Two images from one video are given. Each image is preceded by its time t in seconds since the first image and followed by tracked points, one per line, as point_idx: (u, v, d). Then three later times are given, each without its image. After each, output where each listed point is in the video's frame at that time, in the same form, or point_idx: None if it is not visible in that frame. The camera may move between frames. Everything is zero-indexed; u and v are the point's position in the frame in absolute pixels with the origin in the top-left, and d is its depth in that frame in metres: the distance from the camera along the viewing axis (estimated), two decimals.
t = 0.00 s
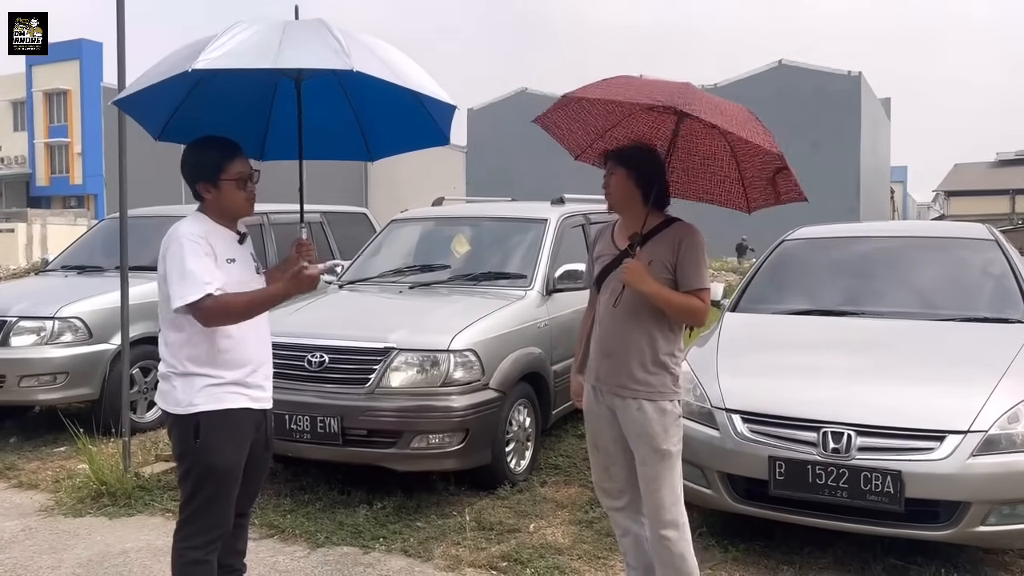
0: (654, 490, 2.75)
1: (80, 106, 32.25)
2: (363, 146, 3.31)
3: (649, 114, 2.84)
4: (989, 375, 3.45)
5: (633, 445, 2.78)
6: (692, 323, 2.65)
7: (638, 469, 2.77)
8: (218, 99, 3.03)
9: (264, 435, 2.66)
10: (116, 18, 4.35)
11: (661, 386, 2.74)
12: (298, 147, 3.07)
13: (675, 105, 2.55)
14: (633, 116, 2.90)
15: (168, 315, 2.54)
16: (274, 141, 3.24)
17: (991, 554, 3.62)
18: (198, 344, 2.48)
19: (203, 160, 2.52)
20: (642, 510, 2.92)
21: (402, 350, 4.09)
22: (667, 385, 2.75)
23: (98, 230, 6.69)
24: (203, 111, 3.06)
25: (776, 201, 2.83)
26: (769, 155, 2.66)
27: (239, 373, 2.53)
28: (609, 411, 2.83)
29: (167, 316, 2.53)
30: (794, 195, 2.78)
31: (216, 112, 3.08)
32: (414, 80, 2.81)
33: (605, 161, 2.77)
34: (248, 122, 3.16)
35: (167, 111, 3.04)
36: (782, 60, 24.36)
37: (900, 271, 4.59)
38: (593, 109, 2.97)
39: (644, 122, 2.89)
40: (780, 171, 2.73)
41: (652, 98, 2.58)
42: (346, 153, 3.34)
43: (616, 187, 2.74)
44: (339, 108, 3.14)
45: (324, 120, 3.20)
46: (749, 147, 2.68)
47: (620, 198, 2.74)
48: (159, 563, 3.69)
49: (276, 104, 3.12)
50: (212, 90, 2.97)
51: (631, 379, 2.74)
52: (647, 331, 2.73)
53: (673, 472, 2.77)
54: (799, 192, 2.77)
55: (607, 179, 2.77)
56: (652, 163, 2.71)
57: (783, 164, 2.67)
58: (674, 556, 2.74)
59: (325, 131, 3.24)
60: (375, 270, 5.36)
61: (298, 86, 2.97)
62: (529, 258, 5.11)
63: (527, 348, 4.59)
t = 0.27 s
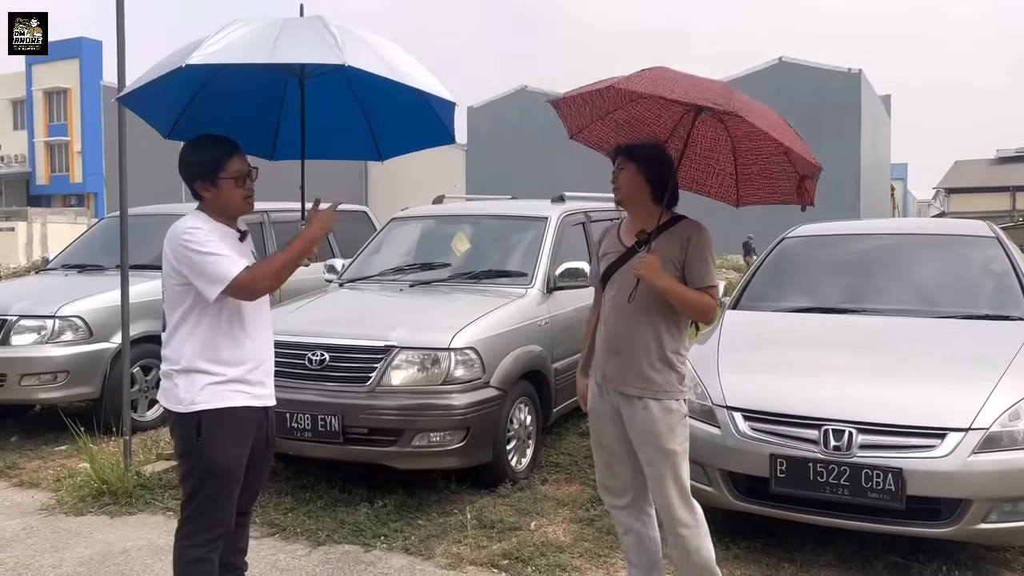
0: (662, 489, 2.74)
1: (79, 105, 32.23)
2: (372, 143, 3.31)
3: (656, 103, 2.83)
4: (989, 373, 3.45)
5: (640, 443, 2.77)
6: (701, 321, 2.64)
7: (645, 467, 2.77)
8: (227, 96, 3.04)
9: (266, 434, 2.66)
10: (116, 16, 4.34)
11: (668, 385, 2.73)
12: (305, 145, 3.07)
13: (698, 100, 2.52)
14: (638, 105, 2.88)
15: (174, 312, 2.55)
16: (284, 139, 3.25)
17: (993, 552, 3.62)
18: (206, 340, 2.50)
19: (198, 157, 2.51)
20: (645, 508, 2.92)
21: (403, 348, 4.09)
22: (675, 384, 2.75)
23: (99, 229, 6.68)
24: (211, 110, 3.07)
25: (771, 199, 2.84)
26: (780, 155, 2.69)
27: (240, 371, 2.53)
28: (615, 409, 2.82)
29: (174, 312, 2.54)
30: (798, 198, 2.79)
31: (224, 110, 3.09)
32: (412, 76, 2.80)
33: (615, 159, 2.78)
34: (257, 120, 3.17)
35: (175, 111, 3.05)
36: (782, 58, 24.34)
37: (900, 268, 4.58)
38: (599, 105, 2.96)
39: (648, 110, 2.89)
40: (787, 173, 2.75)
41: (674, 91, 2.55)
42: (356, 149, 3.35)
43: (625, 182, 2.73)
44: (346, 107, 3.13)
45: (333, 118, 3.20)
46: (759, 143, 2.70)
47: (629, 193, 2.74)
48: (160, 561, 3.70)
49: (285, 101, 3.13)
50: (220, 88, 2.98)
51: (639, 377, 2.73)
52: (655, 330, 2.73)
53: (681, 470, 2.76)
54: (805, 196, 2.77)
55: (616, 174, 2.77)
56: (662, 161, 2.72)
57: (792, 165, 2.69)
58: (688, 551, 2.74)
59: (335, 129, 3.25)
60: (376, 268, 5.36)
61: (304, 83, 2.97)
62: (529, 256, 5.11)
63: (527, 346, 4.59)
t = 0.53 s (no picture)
0: (679, 487, 2.76)
1: (78, 105, 32.22)
2: (374, 145, 3.30)
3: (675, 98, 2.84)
4: (987, 370, 3.45)
5: (657, 441, 2.78)
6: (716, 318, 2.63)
7: (662, 464, 2.78)
8: (229, 97, 3.04)
9: (267, 433, 2.66)
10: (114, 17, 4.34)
11: (685, 384, 2.74)
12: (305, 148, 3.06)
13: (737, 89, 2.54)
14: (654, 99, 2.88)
15: (174, 312, 2.55)
16: (285, 142, 3.24)
17: (991, 549, 3.63)
18: (206, 341, 2.50)
19: (203, 158, 2.51)
20: (653, 507, 2.92)
21: (401, 347, 4.09)
22: (692, 383, 2.75)
23: (98, 229, 6.68)
24: (213, 110, 3.07)
25: (778, 202, 2.86)
26: (799, 156, 2.75)
27: (243, 370, 2.53)
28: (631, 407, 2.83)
29: (176, 311, 2.54)
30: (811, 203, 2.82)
31: (227, 111, 3.09)
32: (412, 80, 2.81)
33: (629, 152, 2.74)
34: (259, 122, 3.16)
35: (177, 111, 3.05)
36: (781, 56, 24.34)
37: (899, 266, 4.59)
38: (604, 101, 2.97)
39: (663, 105, 2.90)
40: (802, 176, 2.79)
41: (712, 79, 2.57)
42: (357, 152, 3.33)
43: (638, 178, 2.72)
44: (348, 108, 3.13)
45: (335, 120, 3.19)
46: (779, 143, 2.75)
47: (643, 188, 2.72)
48: (160, 561, 3.70)
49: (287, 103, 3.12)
50: (222, 87, 2.98)
51: (657, 377, 2.73)
52: (672, 328, 2.73)
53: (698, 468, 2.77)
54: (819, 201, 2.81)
55: (629, 169, 2.75)
56: (677, 158, 2.71)
57: (810, 167, 2.74)
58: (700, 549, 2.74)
59: (337, 131, 3.24)
60: (375, 267, 5.36)
61: (306, 84, 2.97)
62: (528, 255, 5.11)
63: (527, 345, 4.59)
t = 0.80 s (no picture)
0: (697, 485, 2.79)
1: (75, 105, 32.19)
2: (373, 147, 3.31)
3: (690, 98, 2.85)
4: (983, 368, 3.46)
5: (676, 438, 2.80)
6: (740, 318, 2.65)
7: (680, 461, 2.81)
8: (232, 97, 3.05)
9: (265, 433, 2.67)
10: (112, 17, 4.35)
11: (708, 384, 2.76)
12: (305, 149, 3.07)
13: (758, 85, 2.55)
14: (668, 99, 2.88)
15: (173, 312, 2.54)
16: (284, 144, 3.24)
17: (988, 546, 3.64)
18: (198, 342, 2.50)
19: (207, 159, 2.52)
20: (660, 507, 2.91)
21: (399, 347, 4.10)
22: (715, 382, 2.77)
23: (96, 229, 6.69)
24: (214, 110, 3.08)
25: (796, 199, 2.88)
26: (818, 151, 2.75)
27: (241, 371, 2.54)
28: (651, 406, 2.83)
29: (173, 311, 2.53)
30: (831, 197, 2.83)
31: (227, 111, 3.10)
32: (415, 82, 2.82)
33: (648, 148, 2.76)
34: (259, 122, 3.17)
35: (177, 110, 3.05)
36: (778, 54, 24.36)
37: (895, 264, 4.60)
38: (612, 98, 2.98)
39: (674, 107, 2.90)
40: (821, 171, 2.80)
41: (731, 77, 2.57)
42: (356, 154, 3.34)
43: (657, 176, 2.74)
44: (348, 111, 3.14)
45: (334, 121, 3.20)
46: (796, 138, 2.76)
47: (662, 187, 2.74)
48: (159, 561, 3.71)
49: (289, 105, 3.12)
50: (224, 86, 2.98)
51: (679, 377, 2.75)
52: (694, 328, 2.75)
53: (714, 465, 2.80)
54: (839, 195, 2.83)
55: (648, 167, 2.76)
56: (697, 155, 2.73)
57: (829, 161, 2.75)
58: (709, 546, 2.76)
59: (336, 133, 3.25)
60: (373, 267, 5.37)
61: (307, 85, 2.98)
62: (526, 254, 5.12)
63: (524, 344, 4.60)
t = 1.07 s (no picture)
0: (710, 484, 2.80)
1: (72, 106, 32.14)
2: (375, 147, 3.32)
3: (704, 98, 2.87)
4: (979, 366, 3.47)
5: (692, 439, 2.82)
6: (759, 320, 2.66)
7: (696, 461, 2.82)
8: (233, 99, 3.05)
9: (261, 435, 2.68)
10: (108, 19, 4.35)
11: (726, 385, 2.77)
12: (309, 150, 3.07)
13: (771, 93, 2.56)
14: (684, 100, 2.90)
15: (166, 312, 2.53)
16: (286, 145, 3.24)
17: (984, 543, 3.65)
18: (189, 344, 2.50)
19: (207, 162, 2.53)
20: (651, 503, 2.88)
21: (397, 347, 4.10)
22: (733, 383, 2.78)
23: (93, 230, 6.68)
24: (215, 112, 3.08)
25: (814, 196, 2.91)
26: (834, 151, 2.76)
27: (236, 373, 2.54)
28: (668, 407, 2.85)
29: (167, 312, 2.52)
30: (847, 195, 2.85)
31: (228, 112, 3.10)
32: (418, 84, 2.83)
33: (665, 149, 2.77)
34: (260, 124, 3.17)
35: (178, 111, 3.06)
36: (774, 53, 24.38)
37: (892, 263, 4.61)
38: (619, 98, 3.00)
39: (688, 107, 2.94)
40: (837, 171, 2.81)
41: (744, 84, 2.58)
42: (358, 153, 3.35)
43: (676, 177, 2.75)
44: (351, 110, 3.15)
45: (336, 120, 3.21)
46: (812, 139, 2.77)
47: (680, 188, 2.75)
48: (156, 562, 3.71)
49: (290, 107, 3.12)
50: (224, 89, 2.98)
51: (697, 379, 2.76)
52: (712, 331, 2.75)
53: (730, 465, 2.81)
54: (857, 192, 2.84)
55: (666, 167, 2.77)
56: (716, 157, 2.73)
57: (845, 162, 2.76)
58: (715, 544, 2.80)
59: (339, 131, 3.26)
60: (371, 267, 5.37)
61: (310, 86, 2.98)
62: (523, 253, 5.13)
63: (522, 344, 4.60)
